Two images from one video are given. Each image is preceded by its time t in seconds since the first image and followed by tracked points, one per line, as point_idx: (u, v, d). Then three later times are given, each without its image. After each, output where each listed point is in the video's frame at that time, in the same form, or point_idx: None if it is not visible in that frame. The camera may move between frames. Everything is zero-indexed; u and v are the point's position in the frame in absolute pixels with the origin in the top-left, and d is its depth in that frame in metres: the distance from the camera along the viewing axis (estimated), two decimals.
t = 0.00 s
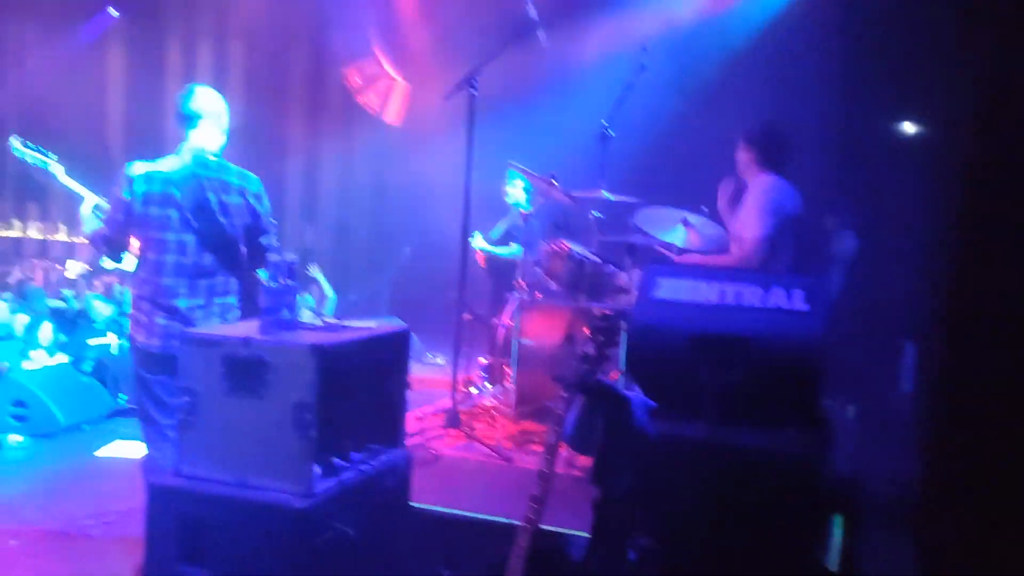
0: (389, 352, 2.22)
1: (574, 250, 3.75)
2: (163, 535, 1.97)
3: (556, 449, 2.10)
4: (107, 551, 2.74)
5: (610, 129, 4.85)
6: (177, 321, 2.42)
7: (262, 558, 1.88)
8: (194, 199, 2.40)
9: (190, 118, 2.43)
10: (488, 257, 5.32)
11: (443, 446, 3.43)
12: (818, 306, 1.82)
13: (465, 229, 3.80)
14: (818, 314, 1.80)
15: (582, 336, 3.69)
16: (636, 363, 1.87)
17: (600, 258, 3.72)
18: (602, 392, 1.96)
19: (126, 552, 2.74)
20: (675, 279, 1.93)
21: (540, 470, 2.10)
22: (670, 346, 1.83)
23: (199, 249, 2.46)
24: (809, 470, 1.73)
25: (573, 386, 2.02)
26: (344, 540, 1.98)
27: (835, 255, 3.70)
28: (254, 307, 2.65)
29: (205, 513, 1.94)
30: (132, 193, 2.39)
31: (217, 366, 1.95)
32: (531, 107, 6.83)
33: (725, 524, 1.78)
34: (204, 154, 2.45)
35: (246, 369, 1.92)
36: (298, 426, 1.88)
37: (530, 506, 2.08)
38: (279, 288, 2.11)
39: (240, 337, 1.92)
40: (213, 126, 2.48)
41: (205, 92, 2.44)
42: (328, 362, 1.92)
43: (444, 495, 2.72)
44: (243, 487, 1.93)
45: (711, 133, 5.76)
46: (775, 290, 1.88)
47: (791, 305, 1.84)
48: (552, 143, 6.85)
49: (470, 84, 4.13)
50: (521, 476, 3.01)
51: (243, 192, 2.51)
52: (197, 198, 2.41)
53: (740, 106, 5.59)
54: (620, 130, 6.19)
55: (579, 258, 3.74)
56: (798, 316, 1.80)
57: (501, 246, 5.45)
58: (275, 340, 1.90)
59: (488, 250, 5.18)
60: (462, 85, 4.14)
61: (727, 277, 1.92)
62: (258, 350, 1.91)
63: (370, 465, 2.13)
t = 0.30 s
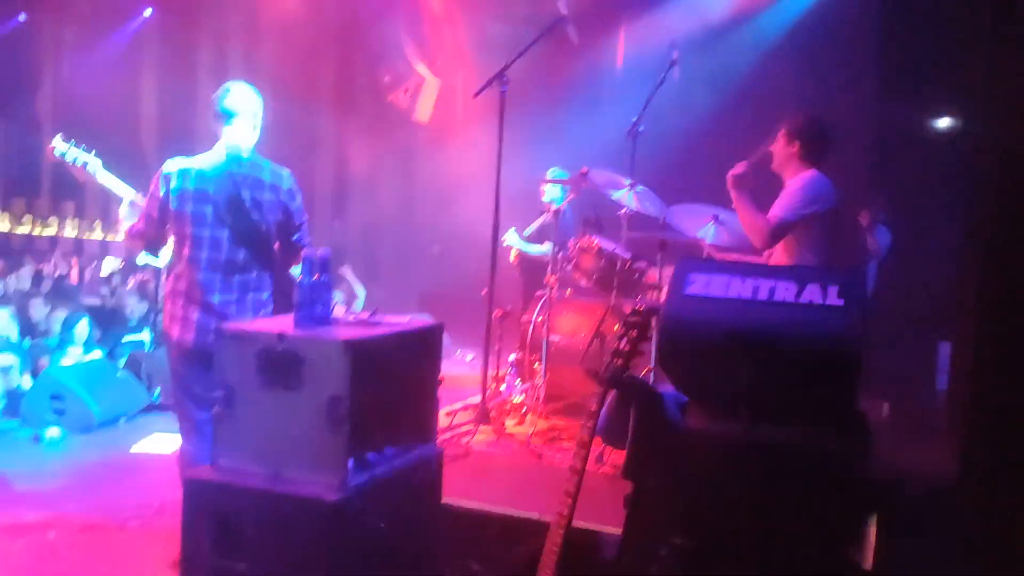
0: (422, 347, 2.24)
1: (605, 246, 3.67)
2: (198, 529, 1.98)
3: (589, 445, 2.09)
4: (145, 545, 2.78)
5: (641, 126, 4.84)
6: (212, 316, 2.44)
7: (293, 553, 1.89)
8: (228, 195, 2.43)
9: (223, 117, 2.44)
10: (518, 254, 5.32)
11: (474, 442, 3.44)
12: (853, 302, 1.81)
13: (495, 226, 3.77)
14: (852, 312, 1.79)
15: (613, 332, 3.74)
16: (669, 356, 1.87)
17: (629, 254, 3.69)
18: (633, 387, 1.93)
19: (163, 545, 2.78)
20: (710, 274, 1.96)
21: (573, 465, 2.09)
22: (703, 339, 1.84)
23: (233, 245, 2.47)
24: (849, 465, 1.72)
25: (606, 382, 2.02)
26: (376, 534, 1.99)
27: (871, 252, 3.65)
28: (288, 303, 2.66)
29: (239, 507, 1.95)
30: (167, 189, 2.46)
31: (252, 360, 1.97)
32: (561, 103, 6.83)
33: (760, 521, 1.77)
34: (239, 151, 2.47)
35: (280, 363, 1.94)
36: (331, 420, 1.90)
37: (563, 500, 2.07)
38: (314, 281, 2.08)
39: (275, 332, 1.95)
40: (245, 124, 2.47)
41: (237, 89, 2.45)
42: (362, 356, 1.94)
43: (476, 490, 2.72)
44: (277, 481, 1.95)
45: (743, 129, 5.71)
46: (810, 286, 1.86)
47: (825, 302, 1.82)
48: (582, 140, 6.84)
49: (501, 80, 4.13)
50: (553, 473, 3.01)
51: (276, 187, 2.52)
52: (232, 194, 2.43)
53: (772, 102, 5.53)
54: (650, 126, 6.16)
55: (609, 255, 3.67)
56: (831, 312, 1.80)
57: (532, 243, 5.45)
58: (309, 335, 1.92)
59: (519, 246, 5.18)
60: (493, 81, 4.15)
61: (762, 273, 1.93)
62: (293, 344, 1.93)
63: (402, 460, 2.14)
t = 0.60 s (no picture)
0: (453, 339, 2.24)
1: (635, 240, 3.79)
2: (233, 519, 2.01)
3: (620, 437, 2.09)
4: (181, 533, 2.83)
5: (669, 119, 4.82)
6: (245, 309, 2.47)
7: (326, 544, 1.90)
8: (262, 189, 2.45)
9: (259, 111, 2.48)
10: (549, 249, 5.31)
11: (503, 436, 3.45)
12: (888, 294, 1.77)
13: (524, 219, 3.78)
14: (889, 304, 1.74)
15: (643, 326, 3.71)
16: (697, 348, 1.82)
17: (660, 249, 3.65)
18: (665, 382, 1.89)
19: (196, 535, 2.82)
20: (740, 266, 1.87)
21: (605, 456, 2.09)
22: (733, 333, 1.79)
23: (267, 238, 2.50)
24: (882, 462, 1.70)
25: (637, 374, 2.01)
26: (409, 525, 2.01)
27: (905, 247, 3.61)
28: (319, 296, 2.69)
29: (273, 496, 1.97)
30: (201, 182, 2.44)
31: (286, 352, 1.99)
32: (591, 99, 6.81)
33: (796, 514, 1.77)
34: (273, 146, 2.49)
35: (313, 355, 1.96)
36: (363, 412, 1.91)
37: (595, 491, 2.07)
38: (346, 275, 2.10)
39: (308, 324, 1.96)
40: (279, 118, 2.52)
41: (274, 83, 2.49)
42: (394, 348, 1.95)
43: (506, 483, 2.74)
44: (310, 471, 1.97)
45: (774, 123, 5.66)
46: (845, 279, 1.81)
47: (860, 295, 1.78)
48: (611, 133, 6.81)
49: (531, 74, 4.12)
50: (582, 466, 3.01)
51: (308, 182, 2.56)
52: (266, 188, 2.45)
53: (804, 95, 5.49)
54: (679, 120, 6.12)
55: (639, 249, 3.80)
56: (865, 305, 1.76)
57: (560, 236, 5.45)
58: (341, 328, 1.93)
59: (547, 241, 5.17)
60: (522, 75, 4.13)
61: (793, 264, 1.86)
62: (326, 337, 1.94)
63: (434, 452, 2.16)
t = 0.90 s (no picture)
0: (480, 331, 2.24)
1: (661, 234, 3.67)
2: (263, 511, 2.02)
3: (649, 430, 2.08)
4: (211, 525, 2.86)
5: (696, 113, 4.78)
6: (275, 301, 2.48)
7: (352, 535, 1.91)
8: (292, 184, 2.46)
9: (292, 106, 2.49)
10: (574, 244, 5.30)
11: (530, 430, 3.45)
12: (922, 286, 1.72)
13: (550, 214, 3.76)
14: (921, 295, 1.71)
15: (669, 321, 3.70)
16: (726, 340, 1.86)
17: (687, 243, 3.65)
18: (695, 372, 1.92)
19: (227, 526, 2.85)
20: (770, 259, 1.89)
21: (634, 448, 2.09)
22: (762, 325, 1.83)
23: (295, 232, 2.51)
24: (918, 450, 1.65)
25: (666, 366, 2.02)
26: (437, 516, 2.01)
27: (937, 240, 3.57)
28: (348, 291, 2.70)
29: (301, 489, 1.99)
30: (233, 178, 2.46)
31: (316, 345, 2.01)
32: (616, 93, 6.78)
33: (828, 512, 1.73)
34: (303, 142, 2.50)
35: (342, 348, 1.97)
36: (392, 404, 1.92)
37: (623, 484, 2.07)
38: (374, 268, 2.11)
39: (337, 317, 1.97)
40: (312, 113, 2.52)
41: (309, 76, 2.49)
42: (422, 341, 1.95)
43: (534, 477, 2.74)
44: (338, 464, 1.99)
45: (802, 116, 5.61)
46: (877, 271, 1.77)
47: (892, 287, 1.74)
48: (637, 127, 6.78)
49: (556, 68, 4.11)
50: (609, 461, 3.00)
51: (336, 177, 2.56)
52: (295, 183, 2.46)
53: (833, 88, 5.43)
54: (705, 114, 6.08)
55: (665, 243, 3.67)
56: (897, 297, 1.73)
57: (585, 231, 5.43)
58: (370, 321, 1.94)
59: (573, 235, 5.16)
60: (547, 69, 4.12)
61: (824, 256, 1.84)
62: (355, 330, 1.95)
63: (462, 445, 2.16)
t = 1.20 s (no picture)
0: (504, 331, 2.25)
1: (682, 234, 3.68)
2: (289, 510, 2.05)
3: (673, 428, 2.09)
4: (239, 523, 2.91)
5: (717, 112, 4.77)
6: (304, 299, 2.50)
7: (379, 533, 1.92)
8: (317, 184, 2.48)
9: (324, 108, 2.53)
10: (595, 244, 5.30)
11: (551, 429, 3.46)
12: (948, 284, 1.65)
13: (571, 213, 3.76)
14: (950, 294, 1.63)
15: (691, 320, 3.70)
16: (750, 343, 1.76)
17: (708, 241, 3.64)
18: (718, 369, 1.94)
19: (254, 524, 2.89)
20: (794, 257, 1.79)
21: (657, 447, 2.09)
22: (786, 327, 1.73)
23: (323, 232, 2.53)
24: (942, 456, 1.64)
25: (691, 366, 2.01)
26: (461, 515, 2.01)
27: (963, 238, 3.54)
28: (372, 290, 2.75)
29: (328, 488, 2.01)
30: (260, 177, 2.48)
31: (340, 345, 2.03)
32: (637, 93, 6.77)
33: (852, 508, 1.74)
34: (327, 143, 2.52)
35: (366, 348, 1.99)
36: (416, 403, 1.93)
37: (647, 482, 2.06)
38: (397, 268, 2.13)
39: (361, 317, 1.99)
40: (339, 116, 2.56)
41: (339, 80, 2.55)
42: (445, 341, 1.96)
43: (556, 476, 2.75)
44: (364, 463, 2.00)
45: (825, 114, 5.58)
46: (903, 269, 1.70)
47: (918, 286, 1.67)
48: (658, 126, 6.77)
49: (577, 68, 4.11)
50: (632, 460, 3.01)
51: (361, 178, 2.57)
52: (321, 183, 2.48)
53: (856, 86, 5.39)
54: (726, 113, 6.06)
55: (686, 243, 3.68)
56: (924, 296, 1.65)
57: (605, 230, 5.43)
58: (393, 321, 1.96)
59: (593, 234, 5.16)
60: (567, 70, 4.12)
61: (848, 255, 1.76)
62: (378, 330, 1.97)
63: (487, 444, 2.16)
